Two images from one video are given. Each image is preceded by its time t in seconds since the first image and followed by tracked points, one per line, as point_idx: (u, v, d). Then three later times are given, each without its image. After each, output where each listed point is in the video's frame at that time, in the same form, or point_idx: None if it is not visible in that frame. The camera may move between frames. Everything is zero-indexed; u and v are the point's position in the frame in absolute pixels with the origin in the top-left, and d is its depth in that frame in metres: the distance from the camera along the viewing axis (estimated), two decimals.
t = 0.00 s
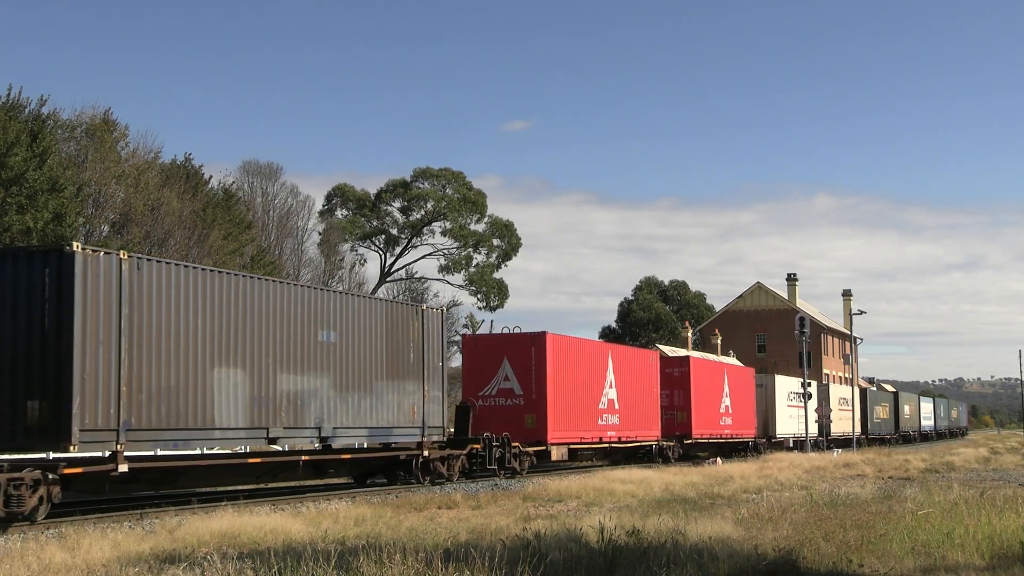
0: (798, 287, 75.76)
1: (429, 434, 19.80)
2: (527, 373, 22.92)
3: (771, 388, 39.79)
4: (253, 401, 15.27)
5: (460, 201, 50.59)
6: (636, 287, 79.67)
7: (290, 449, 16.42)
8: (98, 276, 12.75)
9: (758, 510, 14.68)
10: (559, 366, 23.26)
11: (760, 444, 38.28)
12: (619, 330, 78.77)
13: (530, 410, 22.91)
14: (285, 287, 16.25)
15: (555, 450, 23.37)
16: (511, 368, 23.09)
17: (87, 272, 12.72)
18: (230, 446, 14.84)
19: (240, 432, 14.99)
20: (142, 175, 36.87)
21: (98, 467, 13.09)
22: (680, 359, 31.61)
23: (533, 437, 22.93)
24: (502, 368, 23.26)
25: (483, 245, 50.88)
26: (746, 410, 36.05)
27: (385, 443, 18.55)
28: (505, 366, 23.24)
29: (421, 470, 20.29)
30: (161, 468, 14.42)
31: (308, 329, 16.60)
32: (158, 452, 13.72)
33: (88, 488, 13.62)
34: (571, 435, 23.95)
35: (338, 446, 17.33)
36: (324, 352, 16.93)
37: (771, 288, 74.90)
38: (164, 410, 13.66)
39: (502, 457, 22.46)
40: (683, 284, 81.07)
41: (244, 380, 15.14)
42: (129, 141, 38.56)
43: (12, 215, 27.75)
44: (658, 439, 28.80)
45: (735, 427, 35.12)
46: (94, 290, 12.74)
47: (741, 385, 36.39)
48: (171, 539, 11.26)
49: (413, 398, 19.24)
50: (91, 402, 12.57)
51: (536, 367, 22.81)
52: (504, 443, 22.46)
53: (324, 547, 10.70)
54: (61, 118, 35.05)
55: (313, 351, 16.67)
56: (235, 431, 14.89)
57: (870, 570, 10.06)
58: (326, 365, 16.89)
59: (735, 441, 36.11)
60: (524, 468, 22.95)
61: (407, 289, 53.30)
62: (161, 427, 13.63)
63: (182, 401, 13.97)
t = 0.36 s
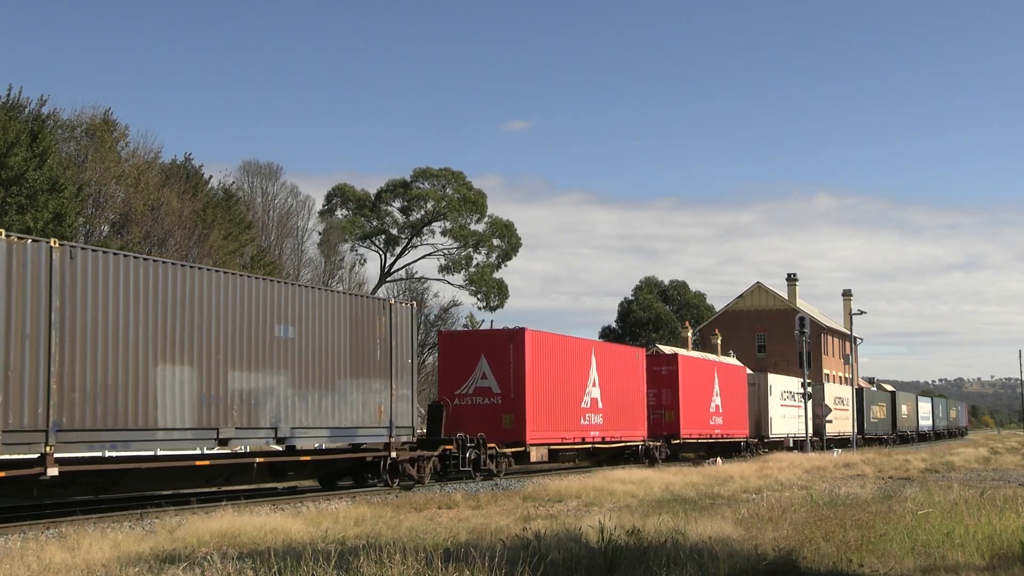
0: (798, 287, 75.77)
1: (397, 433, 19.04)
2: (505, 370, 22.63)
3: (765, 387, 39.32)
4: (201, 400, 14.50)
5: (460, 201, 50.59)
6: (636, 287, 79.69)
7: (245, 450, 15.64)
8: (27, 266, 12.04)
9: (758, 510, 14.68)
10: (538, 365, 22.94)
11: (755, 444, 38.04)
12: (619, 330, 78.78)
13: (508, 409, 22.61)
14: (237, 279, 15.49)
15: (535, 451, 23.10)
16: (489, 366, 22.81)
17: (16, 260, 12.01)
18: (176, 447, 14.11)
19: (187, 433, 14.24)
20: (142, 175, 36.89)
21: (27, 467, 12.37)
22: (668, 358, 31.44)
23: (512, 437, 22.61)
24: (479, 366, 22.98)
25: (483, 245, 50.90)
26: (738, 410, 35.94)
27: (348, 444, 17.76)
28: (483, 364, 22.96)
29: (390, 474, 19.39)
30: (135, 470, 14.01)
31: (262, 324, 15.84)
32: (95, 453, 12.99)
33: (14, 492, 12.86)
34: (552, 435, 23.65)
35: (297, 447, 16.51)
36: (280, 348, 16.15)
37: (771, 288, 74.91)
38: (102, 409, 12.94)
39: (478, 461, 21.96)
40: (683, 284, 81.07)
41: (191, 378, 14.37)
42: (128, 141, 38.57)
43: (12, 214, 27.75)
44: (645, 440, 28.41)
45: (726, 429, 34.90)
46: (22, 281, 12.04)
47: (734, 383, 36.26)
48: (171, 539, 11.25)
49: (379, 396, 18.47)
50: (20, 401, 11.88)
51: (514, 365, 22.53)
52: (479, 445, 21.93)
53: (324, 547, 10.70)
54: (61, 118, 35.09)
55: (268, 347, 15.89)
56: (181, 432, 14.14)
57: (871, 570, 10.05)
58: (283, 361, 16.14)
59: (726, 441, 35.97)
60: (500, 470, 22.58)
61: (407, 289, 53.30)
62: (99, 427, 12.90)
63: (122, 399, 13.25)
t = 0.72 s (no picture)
0: (798, 287, 75.79)
1: (363, 433, 17.97)
2: (481, 369, 21.81)
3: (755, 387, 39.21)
4: (142, 398, 13.39)
5: (460, 201, 50.58)
6: (636, 287, 79.69)
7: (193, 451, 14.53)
8: None
9: (758, 510, 14.66)
10: (516, 363, 22.15)
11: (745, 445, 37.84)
12: (619, 330, 78.77)
13: (484, 409, 21.76)
14: (184, 270, 14.34)
15: (513, 452, 22.28)
16: (465, 364, 21.97)
17: None
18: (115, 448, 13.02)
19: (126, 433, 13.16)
20: (142, 175, 36.90)
21: None
22: (655, 356, 31.22)
23: (488, 438, 21.78)
24: (454, 365, 22.12)
25: (483, 245, 50.90)
26: (727, 409, 35.83)
27: (309, 445, 16.65)
28: (458, 363, 22.10)
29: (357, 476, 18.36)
30: (128, 472, 13.81)
31: (212, 318, 14.71)
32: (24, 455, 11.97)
33: None
34: (531, 436, 22.86)
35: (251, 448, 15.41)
36: (232, 344, 15.03)
37: (771, 288, 74.90)
38: (30, 407, 11.93)
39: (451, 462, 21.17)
40: (683, 284, 81.05)
41: (132, 375, 13.26)
42: (128, 141, 38.58)
43: (12, 214, 27.76)
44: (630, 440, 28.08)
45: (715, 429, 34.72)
46: None
47: (724, 383, 36.17)
48: (171, 539, 11.24)
49: (342, 395, 17.37)
50: None
51: (492, 364, 21.70)
52: (453, 446, 21.16)
53: (324, 547, 10.69)
54: (61, 118, 35.13)
55: (217, 342, 14.76)
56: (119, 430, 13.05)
57: (870, 570, 10.05)
58: (235, 357, 15.02)
59: (718, 442, 35.89)
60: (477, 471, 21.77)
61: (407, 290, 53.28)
62: (26, 428, 11.88)
63: (52, 398, 12.19)
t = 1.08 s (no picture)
0: (798, 288, 75.82)
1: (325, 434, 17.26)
2: (455, 368, 21.57)
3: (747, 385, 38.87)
4: (77, 397, 12.60)
5: (460, 201, 50.60)
6: (636, 287, 79.69)
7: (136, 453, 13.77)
8: None
9: (758, 510, 14.68)
10: (492, 362, 21.92)
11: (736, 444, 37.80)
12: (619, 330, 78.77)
13: (459, 408, 21.55)
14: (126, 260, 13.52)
15: (488, 453, 22.06)
16: (439, 362, 21.73)
17: None
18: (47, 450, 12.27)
19: (61, 435, 12.40)
20: (142, 175, 36.91)
21: None
22: (642, 355, 31.05)
23: (463, 438, 21.56)
24: (428, 363, 21.87)
25: (483, 245, 50.93)
26: (717, 408, 35.75)
27: (264, 446, 15.90)
28: (432, 360, 21.83)
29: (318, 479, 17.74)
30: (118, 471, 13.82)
31: (155, 312, 13.90)
32: None
33: None
34: (508, 437, 22.71)
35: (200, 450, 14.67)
36: (179, 339, 14.25)
37: (771, 288, 74.90)
38: None
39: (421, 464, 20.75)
40: (683, 284, 81.04)
41: (64, 372, 12.47)
42: (128, 141, 38.60)
43: (12, 214, 27.77)
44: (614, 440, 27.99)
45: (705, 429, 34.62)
46: None
47: (714, 382, 36.07)
48: (171, 539, 11.24)
49: (301, 394, 16.63)
50: None
51: (466, 362, 21.48)
52: (424, 447, 20.71)
53: (324, 547, 10.69)
54: (61, 118, 35.11)
55: (160, 337, 13.95)
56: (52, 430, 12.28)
57: (870, 570, 10.05)
58: (181, 354, 14.23)
59: (710, 442, 35.86)
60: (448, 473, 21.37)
61: (407, 290, 53.27)
62: None
63: None
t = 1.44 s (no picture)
0: (798, 288, 75.84)
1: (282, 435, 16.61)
2: (427, 367, 21.38)
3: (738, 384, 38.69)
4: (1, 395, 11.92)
5: (460, 201, 50.60)
6: (636, 287, 79.67)
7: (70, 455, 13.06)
8: None
9: (758, 510, 14.68)
10: (466, 361, 21.74)
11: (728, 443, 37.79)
12: (619, 330, 78.78)
13: (431, 408, 21.39)
14: (62, 250, 12.80)
15: (462, 454, 21.91)
16: (410, 360, 21.52)
17: None
18: None
19: None
20: (142, 175, 36.88)
21: None
22: (628, 353, 30.95)
23: (435, 439, 21.38)
24: (399, 360, 21.66)
25: (483, 245, 50.93)
26: (706, 407, 35.71)
27: (216, 447, 15.22)
28: (404, 358, 21.62)
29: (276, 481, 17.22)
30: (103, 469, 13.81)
31: (92, 305, 13.16)
32: None
33: None
34: (483, 438, 22.61)
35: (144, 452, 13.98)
36: (118, 334, 13.51)
37: (770, 288, 74.92)
38: None
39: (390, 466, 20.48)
40: (683, 284, 81.01)
41: None
42: (129, 141, 38.59)
43: (11, 214, 27.80)
44: (597, 440, 28.04)
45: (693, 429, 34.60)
46: None
47: (704, 381, 36.03)
48: (171, 539, 11.25)
49: (257, 392, 15.96)
50: None
51: (438, 361, 21.28)
52: (391, 448, 20.44)
53: (324, 547, 10.70)
54: (61, 118, 35.09)
55: (98, 332, 13.22)
56: None
57: (870, 570, 10.06)
58: (121, 349, 13.52)
59: (700, 442, 35.87)
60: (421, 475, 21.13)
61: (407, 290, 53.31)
62: None
63: None
